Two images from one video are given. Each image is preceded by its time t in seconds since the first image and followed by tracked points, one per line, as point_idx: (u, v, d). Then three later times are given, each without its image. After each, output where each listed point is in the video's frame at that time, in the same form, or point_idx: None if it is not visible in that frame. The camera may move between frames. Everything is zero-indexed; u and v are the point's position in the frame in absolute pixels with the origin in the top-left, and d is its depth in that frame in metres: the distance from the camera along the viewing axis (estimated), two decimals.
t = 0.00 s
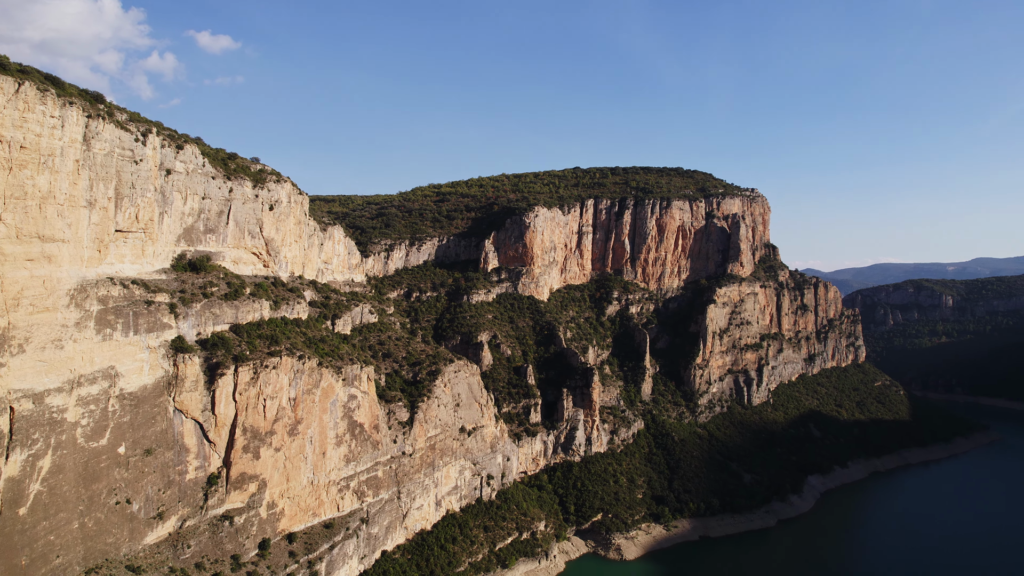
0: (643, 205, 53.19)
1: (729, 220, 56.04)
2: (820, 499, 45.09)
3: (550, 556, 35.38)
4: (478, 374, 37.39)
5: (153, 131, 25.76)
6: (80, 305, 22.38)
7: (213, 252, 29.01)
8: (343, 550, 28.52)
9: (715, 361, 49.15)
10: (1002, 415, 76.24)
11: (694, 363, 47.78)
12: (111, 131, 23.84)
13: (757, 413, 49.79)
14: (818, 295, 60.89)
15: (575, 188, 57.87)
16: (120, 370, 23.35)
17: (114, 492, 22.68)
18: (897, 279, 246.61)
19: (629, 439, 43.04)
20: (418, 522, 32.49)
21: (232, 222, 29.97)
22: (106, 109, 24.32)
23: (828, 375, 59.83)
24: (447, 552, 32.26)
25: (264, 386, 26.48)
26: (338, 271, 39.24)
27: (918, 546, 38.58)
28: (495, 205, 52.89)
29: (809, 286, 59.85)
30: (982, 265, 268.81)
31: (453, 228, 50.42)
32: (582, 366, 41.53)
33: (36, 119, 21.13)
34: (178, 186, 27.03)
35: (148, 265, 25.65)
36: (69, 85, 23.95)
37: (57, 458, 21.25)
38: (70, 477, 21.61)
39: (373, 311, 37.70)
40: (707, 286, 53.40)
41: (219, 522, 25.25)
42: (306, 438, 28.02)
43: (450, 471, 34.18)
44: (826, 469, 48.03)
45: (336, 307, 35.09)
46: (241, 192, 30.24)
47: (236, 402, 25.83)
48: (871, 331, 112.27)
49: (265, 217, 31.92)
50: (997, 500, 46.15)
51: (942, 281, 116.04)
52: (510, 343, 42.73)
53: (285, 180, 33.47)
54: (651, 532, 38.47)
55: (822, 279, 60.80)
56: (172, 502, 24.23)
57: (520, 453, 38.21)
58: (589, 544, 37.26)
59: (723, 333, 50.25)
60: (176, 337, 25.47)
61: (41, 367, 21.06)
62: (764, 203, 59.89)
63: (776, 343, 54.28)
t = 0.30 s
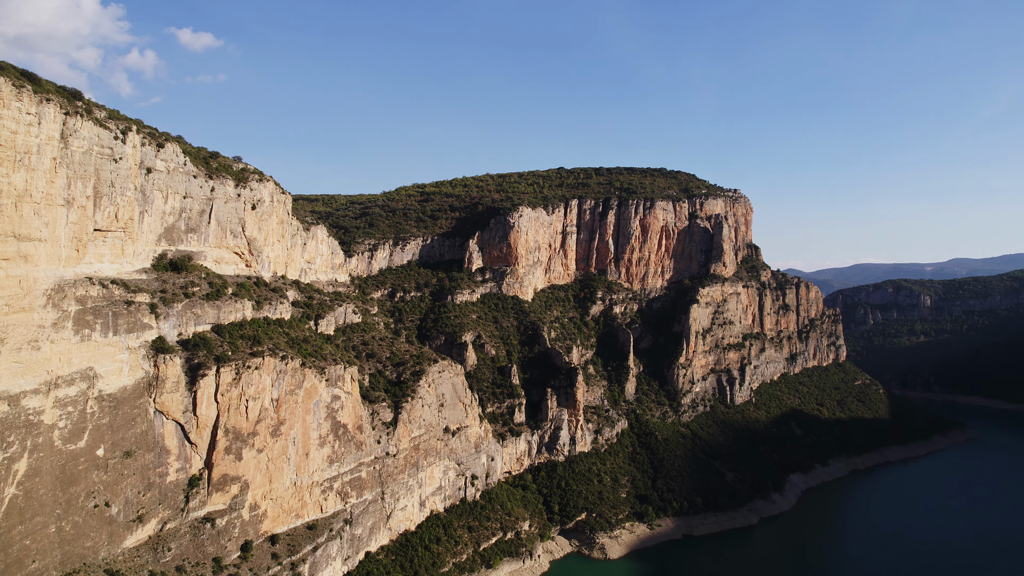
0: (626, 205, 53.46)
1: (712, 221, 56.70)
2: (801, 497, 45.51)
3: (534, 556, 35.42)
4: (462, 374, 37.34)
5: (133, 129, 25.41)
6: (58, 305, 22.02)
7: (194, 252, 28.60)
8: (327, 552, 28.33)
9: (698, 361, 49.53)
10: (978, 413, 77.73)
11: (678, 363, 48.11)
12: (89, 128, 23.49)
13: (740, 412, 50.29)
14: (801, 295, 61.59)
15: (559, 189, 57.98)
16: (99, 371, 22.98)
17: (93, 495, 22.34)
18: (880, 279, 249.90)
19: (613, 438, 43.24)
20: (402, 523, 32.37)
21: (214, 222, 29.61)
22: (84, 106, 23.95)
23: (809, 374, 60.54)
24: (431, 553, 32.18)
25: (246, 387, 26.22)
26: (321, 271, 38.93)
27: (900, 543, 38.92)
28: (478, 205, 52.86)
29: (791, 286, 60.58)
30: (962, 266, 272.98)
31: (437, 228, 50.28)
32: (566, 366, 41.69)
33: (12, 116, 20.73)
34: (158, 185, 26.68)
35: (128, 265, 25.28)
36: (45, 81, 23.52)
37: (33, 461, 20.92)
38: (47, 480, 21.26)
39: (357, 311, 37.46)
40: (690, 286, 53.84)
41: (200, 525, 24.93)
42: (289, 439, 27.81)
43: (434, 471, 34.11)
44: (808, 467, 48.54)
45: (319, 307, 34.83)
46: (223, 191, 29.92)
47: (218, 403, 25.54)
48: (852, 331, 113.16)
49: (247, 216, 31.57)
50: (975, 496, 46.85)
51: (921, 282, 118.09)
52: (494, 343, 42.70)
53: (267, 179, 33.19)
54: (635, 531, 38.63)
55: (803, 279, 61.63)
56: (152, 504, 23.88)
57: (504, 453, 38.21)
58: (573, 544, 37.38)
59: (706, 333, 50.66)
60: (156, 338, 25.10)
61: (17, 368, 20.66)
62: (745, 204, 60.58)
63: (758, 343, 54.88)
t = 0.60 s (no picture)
0: (610, 205, 53.72)
1: (695, 221, 57.45)
2: (783, 495, 45.93)
3: (518, 556, 35.47)
4: (446, 374, 37.32)
5: (112, 127, 25.08)
6: (34, 305, 21.61)
7: (175, 252, 28.27)
8: (310, 553, 28.14)
9: (681, 360, 50.00)
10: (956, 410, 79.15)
11: (661, 363, 48.51)
12: (67, 126, 23.17)
13: (722, 411, 50.84)
14: (784, 295, 62.33)
15: (543, 189, 58.08)
16: (77, 372, 22.58)
17: (70, 499, 21.94)
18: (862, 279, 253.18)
19: (597, 438, 43.43)
20: (386, 523, 32.24)
21: (195, 221, 29.25)
22: (62, 103, 23.59)
23: (790, 373, 61.30)
24: (415, 553, 32.12)
25: (228, 387, 25.98)
26: (304, 271, 38.62)
27: (883, 540, 39.34)
28: (463, 205, 52.83)
29: (772, 286, 61.33)
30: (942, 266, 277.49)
31: (421, 228, 50.14)
32: (551, 366, 41.87)
33: None
34: (139, 184, 26.36)
35: (107, 264, 24.92)
36: (21, 78, 23.11)
37: (8, 464, 20.48)
38: (23, 483, 20.82)
39: (340, 311, 37.21)
40: (673, 286, 54.37)
41: (181, 527, 24.58)
42: (272, 440, 27.60)
43: (418, 472, 34.02)
44: (789, 465, 49.06)
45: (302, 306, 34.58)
46: (204, 190, 29.61)
47: (200, 404, 25.23)
48: (831, 330, 114.77)
49: (229, 216, 31.24)
50: (953, 493, 47.56)
51: (900, 282, 119.90)
52: (478, 343, 42.68)
53: (250, 178, 32.90)
54: (618, 530, 38.82)
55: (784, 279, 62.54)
56: (132, 507, 23.49)
57: (488, 453, 38.20)
58: (558, 543, 37.49)
59: (689, 333, 51.11)
60: (137, 338, 24.63)
61: None
62: (728, 205, 61.24)
63: (740, 342, 55.64)
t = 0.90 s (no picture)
0: (595, 205, 53.98)
1: (679, 221, 57.93)
2: (766, 493, 46.34)
3: (503, 556, 35.50)
4: (431, 374, 37.27)
5: (92, 125, 24.80)
6: (11, 305, 21.14)
7: (157, 251, 27.95)
8: (294, 555, 27.95)
9: (666, 360, 50.45)
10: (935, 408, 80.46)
11: (646, 362, 48.88)
12: (45, 123, 22.87)
13: (706, 410, 51.35)
14: (766, 295, 63.18)
15: (528, 189, 58.16)
16: (56, 374, 22.14)
17: (48, 502, 21.54)
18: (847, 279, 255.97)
19: (582, 437, 43.60)
20: (371, 524, 32.12)
21: (178, 220, 28.96)
22: (39, 100, 23.26)
23: (773, 372, 62.04)
24: (400, 554, 32.04)
25: (211, 388, 25.74)
26: (288, 271, 38.34)
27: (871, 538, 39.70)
28: (448, 205, 52.79)
29: (755, 286, 62.08)
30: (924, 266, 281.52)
31: (405, 228, 49.99)
32: (536, 366, 42.01)
33: None
34: (119, 182, 26.05)
35: (86, 264, 24.58)
36: None
37: None
38: None
39: (324, 311, 36.92)
40: (658, 286, 54.84)
41: (162, 530, 24.25)
42: (255, 441, 27.35)
43: (403, 472, 33.93)
44: (772, 463, 49.55)
45: (286, 306, 34.36)
46: (187, 189, 29.34)
47: (182, 405, 24.93)
48: (814, 330, 115.93)
49: (212, 215, 30.96)
50: (933, 489, 48.28)
51: (881, 282, 121.50)
52: (463, 343, 42.66)
53: (233, 177, 32.67)
54: (603, 529, 38.99)
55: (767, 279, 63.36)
56: (112, 510, 23.14)
57: (473, 453, 38.19)
58: (543, 543, 37.56)
59: (673, 333, 51.55)
60: (117, 339, 24.27)
61: None
62: (712, 205, 61.82)
63: (724, 342, 56.24)
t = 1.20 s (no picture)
0: (580, 205, 54.21)
1: (664, 222, 58.38)
2: (750, 491, 46.73)
3: (488, 556, 35.49)
4: (416, 374, 37.20)
5: (71, 122, 24.50)
6: None
7: (139, 251, 27.63)
8: (278, 556, 27.79)
9: (650, 360, 50.78)
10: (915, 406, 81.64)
11: (630, 362, 49.16)
12: (23, 120, 22.54)
13: (690, 410, 51.76)
14: (749, 296, 64.05)
15: (514, 189, 58.22)
16: (33, 375, 21.70)
17: (26, 505, 21.06)
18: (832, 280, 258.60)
19: (567, 437, 43.76)
20: (355, 525, 31.99)
21: (159, 220, 28.68)
22: (16, 97, 22.94)
23: (756, 371, 62.72)
24: (384, 555, 31.94)
25: (193, 389, 25.46)
26: (271, 271, 38.06)
27: (858, 537, 39.90)
28: (433, 205, 52.75)
29: (738, 286, 62.82)
30: (907, 266, 285.29)
31: (390, 227, 49.85)
32: (521, 366, 42.09)
33: None
34: (100, 181, 25.74)
35: (65, 263, 24.26)
36: None
37: None
38: None
39: (308, 311, 36.66)
40: (642, 286, 55.22)
41: (143, 533, 23.92)
42: (238, 442, 27.11)
43: (388, 473, 33.83)
44: (755, 461, 50.01)
45: (269, 307, 34.13)
46: (169, 188, 29.07)
47: (163, 406, 24.65)
48: (796, 329, 117.05)
49: (195, 215, 30.70)
50: (913, 486, 48.96)
51: (863, 282, 122.95)
52: (448, 343, 42.62)
53: (216, 176, 32.42)
54: (588, 528, 39.12)
55: (750, 279, 64.18)
56: (91, 513, 22.76)
57: (459, 453, 38.16)
58: (528, 542, 37.61)
59: (658, 332, 51.91)
60: (97, 339, 23.92)
61: None
62: (696, 206, 62.33)
63: (708, 342, 56.74)
